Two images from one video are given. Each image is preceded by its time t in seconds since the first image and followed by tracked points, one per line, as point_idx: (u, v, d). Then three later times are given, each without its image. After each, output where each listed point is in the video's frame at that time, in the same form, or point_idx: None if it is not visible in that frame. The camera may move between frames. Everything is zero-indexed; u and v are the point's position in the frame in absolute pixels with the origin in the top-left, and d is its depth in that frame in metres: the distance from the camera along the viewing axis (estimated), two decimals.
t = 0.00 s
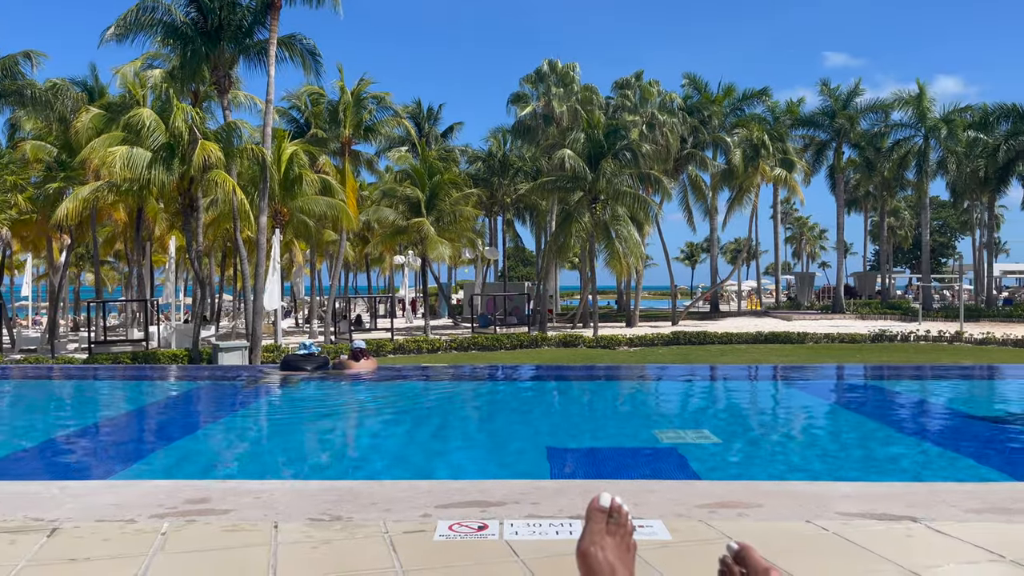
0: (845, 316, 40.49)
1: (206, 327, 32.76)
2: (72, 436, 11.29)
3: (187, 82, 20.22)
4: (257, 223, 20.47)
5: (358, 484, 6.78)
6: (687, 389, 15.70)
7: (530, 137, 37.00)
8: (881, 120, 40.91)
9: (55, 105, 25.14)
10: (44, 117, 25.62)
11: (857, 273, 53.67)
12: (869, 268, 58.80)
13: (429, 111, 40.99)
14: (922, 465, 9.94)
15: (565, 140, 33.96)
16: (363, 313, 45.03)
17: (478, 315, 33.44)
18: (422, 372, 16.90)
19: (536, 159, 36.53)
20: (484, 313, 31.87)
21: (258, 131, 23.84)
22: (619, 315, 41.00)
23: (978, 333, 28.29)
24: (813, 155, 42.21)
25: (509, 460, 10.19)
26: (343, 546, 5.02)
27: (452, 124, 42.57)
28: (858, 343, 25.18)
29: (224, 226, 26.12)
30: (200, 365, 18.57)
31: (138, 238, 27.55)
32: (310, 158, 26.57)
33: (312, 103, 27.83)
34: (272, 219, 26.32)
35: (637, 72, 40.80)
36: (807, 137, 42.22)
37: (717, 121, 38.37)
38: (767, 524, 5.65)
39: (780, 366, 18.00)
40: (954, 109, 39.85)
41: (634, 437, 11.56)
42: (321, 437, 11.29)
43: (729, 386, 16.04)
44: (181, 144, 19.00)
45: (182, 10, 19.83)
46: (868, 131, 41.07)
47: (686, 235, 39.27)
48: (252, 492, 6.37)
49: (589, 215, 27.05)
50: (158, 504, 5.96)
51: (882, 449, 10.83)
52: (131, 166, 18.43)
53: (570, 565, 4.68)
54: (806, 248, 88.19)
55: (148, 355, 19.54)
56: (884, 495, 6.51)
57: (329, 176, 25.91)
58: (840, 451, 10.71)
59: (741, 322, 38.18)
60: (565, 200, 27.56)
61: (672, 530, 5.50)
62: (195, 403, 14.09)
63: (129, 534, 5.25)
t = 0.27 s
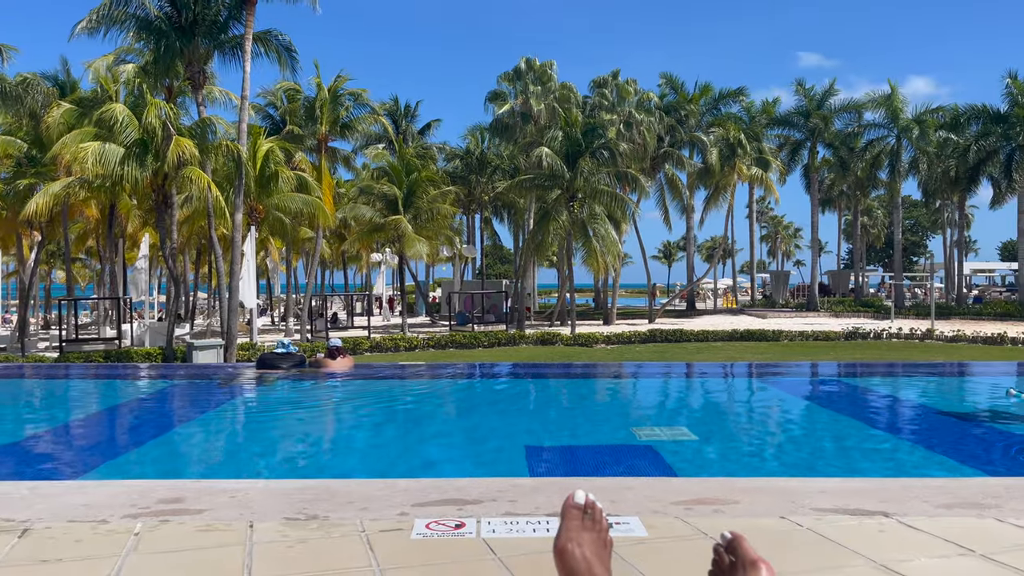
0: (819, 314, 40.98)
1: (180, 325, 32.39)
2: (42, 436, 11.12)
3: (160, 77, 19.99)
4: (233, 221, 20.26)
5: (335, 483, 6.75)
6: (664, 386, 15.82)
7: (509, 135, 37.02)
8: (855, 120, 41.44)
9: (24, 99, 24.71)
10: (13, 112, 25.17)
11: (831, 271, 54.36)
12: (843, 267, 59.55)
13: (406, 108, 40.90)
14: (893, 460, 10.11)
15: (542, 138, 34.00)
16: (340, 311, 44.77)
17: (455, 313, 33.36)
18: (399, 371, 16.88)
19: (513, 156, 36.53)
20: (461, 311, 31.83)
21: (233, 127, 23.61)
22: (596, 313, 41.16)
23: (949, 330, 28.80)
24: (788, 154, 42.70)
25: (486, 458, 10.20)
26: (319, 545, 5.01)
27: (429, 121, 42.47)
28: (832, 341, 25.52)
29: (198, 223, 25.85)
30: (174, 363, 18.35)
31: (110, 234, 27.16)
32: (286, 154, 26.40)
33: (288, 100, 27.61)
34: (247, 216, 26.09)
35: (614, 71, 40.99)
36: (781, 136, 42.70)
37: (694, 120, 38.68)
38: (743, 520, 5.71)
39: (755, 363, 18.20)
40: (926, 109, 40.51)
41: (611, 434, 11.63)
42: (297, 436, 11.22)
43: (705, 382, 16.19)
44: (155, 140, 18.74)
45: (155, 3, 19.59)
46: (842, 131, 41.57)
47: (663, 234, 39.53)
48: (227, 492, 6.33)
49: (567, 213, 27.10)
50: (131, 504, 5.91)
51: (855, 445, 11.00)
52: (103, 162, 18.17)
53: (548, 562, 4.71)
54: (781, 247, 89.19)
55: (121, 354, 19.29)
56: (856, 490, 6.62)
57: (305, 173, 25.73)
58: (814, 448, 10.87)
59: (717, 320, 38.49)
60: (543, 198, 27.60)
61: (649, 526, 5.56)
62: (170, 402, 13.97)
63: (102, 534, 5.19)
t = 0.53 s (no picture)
0: (796, 313, 41.41)
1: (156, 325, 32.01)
2: (13, 437, 10.97)
3: (136, 73, 19.73)
4: (210, 219, 20.05)
5: (314, 483, 6.72)
6: (642, 385, 15.93)
7: (488, 134, 36.95)
8: (831, 121, 41.90)
9: None
10: None
11: (808, 271, 54.93)
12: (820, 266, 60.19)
13: (385, 106, 40.78)
14: (868, 458, 10.26)
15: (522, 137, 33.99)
16: (318, 311, 44.48)
17: (434, 312, 33.29)
18: (379, 370, 16.84)
19: (493, 155, 36.54)
20: (440, 310, 31.77)
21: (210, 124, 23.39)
22: (576, 312, 41.27)
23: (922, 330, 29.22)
24: (765, 155, 43.12)
25: (466, 458, 10.19)
26: (296, 546, 4.99)
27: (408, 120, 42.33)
28: (809, 340, 25.80)
29: (174, 221, 25.60)
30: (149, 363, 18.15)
31: (84, 232, 26.79)
32: (264, 153, 26.23)
33: (266, 97, 27.40)
34: (225, 214, 25.86)
35: (593, 71, 41.12)
36: (759, 137, 43.12)
37: (672, 121, 38.94)
38: (720, 518, 5.78)
39: (732, 361, 18.37)
40: (901, 112, 41.07)
41: (590, 433, 11.69)
42: (275, 436, 11.14)
43: (683, 381, 16.34)
44: (130, 137, 18.48)
45: None
46: (818, 132, 42.03)
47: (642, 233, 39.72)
48: (204, 493, 6.28)
49: (546, 212, 27.13)
50: (105, 506, 5.85)
51: (832, 443, 11.15)
52: (76, 160, 17.92)
53: (527, 562, 4.73)
54: (759, 246, 90.01)
55: (95, 353, 19.05)
56: (831, 488, 6.72)
57: (283, 171, 25.60)
58: (791, 446, 11.01)
59: (696, 319, 38.76)
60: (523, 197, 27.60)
61: (627, 525, 5.60)
62: (146, 402, 13.82)
63: (76, 536, 5.14)
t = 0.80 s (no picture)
0: (776, 313, 41.77)
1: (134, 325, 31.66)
2: None
3: (114, 71, 19.50)
4: (190, 219, 19.86)
5: (295, 484, 6.68)
6: (625, 385, 16.02)
7: (471, 134, 36.94)
8: (811, 123, 42.29)
9: None
10: None
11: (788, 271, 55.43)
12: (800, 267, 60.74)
13: (367, 106, 40.70)
14: (848, 457, 10.37)
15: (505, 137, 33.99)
16: (299, 311, 44.25)
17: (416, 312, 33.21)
18: (361, 371, 16.79)
19: (475, 154, 36.57)
20: (423, 311, 31.71)
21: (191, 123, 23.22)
22: (558, 312, 41.35)
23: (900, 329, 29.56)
24: (746, 155, 43.48)
25: (449, 458, 10.19)
26: (278, 548, 4.97)
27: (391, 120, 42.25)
28: (790, 340, 26.03)
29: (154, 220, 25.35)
30: (128, 364, 17.96)
31: (61, 231, 26.45)
32: (244, 152, 26.07)
33: (246, 96, 27.20)
34: (205, 214, 25.69)
35: (576, 72, 41.25)
36: (740, 138, 43.47)
37: (654, 122, 39.15)
38: (701, 517, 5.83)
39: (714, 361, 18.49)
40: (879, 113, 41.59)
41: (574, 433, 11.72)
42: (256, 438, 11.06)
43: (666, 381, 16.45)
44: (109, 136, 18.23)
45: None
46: (799, 134, 42.41)
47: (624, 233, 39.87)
48: (185, 495, 6.23)
49: (529, 212, 27.16)
50: (83, 508, 5.79)
51: (813, 442, 11.26)
52: (54, 158, 17.70)
53: (508, 562, 4.75)
54: (740, 247, 90.68)
55: (73, 355, 18.80)
56: (811, 486, 6.79)
57: (265, 170, 25.47)
58: (772, 444, 11.11)
59: (678, 319, 38.97)
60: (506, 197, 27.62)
61: (609, 525, 5.63)
62: (125, 403, 13.69)
63: (54, 539, 5.08)
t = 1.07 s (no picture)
0: (761, 313, 42.08)
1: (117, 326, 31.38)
2: None
3: (96, 70, 19.33)
4: (173, 219, 19.71)
5: (278, 484, 6.65)
6: (610, 384, 16.09)
7: (456, 134, 36.90)
8: (795, 124, 42.61)
9: None
10: None
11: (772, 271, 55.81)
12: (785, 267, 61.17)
13: (352, 105, 40.63)
14: (830, 456, 10.46)
15: (491, 138, 33.94)
16: (284, 311, 44.05)
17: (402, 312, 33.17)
18: (346, 372, 16.76)
19: (461, 154, 36.59)
20: (409, 311, 31.64)
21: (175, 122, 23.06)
22: (544, 312, 41.39)
23: (882, 329, 29.83)
24: (731, 156, 43.76)
25: (434, 459, 10.19)
26: (261, 549, 4.96)
27: (376, 120, 42.18)
28: (775, 340, 26.22)
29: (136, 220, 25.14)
30: (110, 365, 17.80)
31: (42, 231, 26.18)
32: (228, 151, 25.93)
33: (230, 94, 27.03)
34: (189, 214, 25.55)
35: (561, 72, 41.29)
36: (724, 139, 43.74)
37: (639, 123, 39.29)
38: (684, 516, 5.87)
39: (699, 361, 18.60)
40: (862, 114, 41.98)
41: (558, 432, 11.76)
42: (240, 438, 11.02)
43: (651, 380, 16.54)
44: (90, 136, 18.07)
45: None
46: (783, 135, 42.74)
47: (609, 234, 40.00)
48: (167, 496, 6.20)
49: (515, 213, 27.19)
50: (64, 511, 5.74)
51: (795, 441, 11.37)
52: (35, 157, 17.53)
53: (493, 562, 4.76)
54: (724, 247, 91.20)
55: (54, 356, 18.62)
56: (793, 485, 6.85)
57: (249, 170, 25.34)
58: (755, 443, 11.21)
59: (663, 319, 39.16)
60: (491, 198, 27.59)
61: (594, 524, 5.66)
62: (107, 405, 13.55)
63: (33, 542, 5.05)
